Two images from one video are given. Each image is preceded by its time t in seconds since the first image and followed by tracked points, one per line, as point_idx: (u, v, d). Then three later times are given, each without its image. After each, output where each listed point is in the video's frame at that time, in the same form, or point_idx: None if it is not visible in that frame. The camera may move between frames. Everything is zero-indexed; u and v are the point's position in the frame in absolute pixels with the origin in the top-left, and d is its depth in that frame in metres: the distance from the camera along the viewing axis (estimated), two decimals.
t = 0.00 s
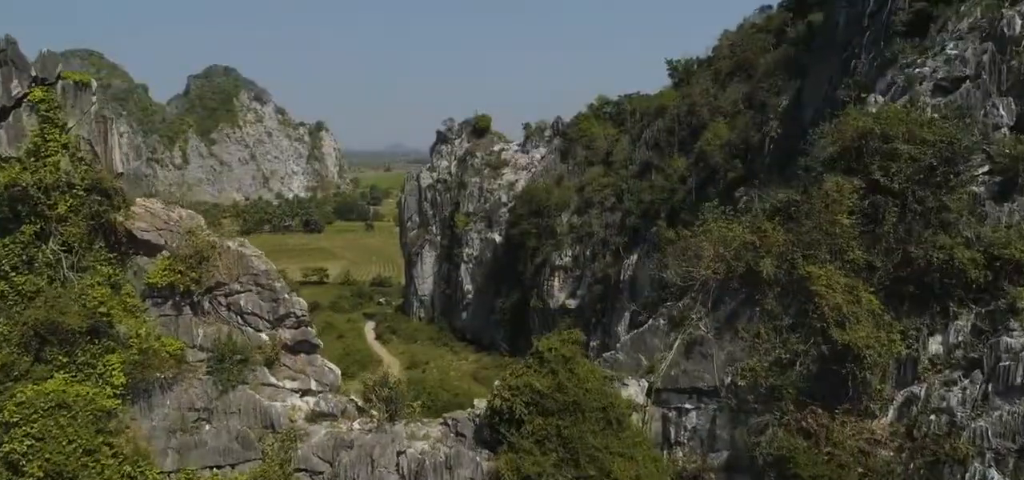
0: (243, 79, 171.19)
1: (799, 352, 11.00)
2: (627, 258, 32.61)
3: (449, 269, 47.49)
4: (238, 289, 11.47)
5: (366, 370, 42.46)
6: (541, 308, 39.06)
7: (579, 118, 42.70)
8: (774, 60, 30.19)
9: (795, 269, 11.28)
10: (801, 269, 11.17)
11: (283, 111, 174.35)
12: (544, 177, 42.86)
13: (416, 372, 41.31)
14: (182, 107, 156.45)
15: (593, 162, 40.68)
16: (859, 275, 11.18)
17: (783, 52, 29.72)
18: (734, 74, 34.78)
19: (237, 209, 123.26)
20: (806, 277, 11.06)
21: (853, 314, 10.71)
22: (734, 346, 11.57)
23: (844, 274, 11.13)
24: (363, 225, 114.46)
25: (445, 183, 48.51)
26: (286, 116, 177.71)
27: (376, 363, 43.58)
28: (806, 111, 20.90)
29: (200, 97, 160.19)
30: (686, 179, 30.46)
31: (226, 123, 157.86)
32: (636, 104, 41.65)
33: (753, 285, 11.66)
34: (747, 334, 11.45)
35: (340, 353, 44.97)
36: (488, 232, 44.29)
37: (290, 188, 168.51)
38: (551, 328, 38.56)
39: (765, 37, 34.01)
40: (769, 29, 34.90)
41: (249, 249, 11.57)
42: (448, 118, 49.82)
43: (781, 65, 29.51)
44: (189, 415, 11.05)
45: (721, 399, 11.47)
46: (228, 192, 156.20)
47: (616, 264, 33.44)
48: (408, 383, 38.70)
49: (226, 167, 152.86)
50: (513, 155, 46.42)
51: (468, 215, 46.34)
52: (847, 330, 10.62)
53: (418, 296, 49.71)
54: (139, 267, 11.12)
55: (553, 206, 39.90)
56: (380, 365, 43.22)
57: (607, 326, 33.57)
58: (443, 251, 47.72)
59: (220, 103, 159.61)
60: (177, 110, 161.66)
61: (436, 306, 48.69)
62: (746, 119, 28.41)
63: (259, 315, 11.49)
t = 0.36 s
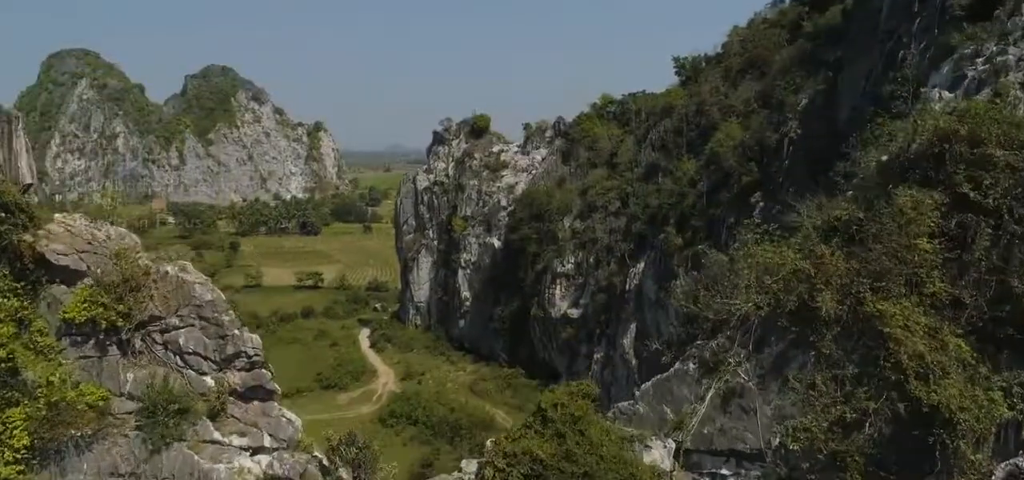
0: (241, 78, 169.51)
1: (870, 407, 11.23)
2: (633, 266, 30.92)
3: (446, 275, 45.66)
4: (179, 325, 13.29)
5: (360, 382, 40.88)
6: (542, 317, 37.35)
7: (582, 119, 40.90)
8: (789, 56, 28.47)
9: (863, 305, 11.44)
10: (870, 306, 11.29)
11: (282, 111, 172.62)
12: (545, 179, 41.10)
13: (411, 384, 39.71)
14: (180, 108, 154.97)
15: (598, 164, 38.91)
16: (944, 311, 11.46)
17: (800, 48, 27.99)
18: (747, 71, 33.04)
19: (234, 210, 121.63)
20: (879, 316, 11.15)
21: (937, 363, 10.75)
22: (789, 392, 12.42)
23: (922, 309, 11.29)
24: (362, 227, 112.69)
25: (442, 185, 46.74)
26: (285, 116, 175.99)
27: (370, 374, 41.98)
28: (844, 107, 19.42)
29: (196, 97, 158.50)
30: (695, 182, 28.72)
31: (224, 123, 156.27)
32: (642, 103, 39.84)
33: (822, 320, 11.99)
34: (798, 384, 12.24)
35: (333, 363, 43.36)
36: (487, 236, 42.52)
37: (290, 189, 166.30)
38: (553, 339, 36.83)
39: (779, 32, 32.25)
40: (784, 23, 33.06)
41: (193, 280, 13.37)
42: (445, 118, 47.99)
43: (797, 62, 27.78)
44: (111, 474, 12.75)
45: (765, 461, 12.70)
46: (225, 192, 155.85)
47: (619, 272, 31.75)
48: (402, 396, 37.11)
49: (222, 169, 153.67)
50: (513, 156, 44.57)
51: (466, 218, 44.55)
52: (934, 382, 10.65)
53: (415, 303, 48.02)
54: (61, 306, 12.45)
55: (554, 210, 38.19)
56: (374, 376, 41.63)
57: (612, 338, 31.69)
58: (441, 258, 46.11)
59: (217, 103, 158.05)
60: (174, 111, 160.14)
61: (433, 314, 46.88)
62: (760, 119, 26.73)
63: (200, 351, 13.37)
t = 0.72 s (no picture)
0: (238, 78, 167.93)
1: None
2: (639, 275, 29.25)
3: (442, 281, 43.91)
4: (89, 380, 11.96)
5: (352, 393, 39.08)
6: (543, 327, 35.65)
7: (582, 119, 39.26)
8: (804, 52, 26.76)
9: (969, 363, 10.10)
10: (983, 370, 9.83)
11: (280, 111, 170.94)
12: (545, 182, 39.36)
13: (406, 396, 37.96)
14: (176, 108, 153.55)
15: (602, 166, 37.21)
16: None
17: (817, 44, 26.27)
18: (759, 69, 31.31)
19: (229, 211, 120.09)
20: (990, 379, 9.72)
21: None
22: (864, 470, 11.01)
23: None
24: (359, 229, 111.07)
25: (439, 188, 45.00)
26: (283, 116, 174.34)
27: (363, 385, 40.25)
28: (879, 111, 19.28)
29: (193, 97, 157.31)
30: (705, 186, 27.00)
31: (220, 123, 154.71)
32: (647, 102, 38.10)
33: (908, 384, 10.86)
34: (878, 462, 10.87)
35: (325, 374, 41.58)
36: (485, 242, 40.93)
37: (287, 190, 163.38)
38: (555, 350, 35.13)
39: (793, 27, 30.53)
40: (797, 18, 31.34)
41: (106, 324, 12.08)
42: (442, 118, 46.24)
43: (814, 59, 26.08)
44: None
45: None
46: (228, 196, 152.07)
47: (624, 281, 30.06)
48: (396, 410, 35.39)
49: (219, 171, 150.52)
50: (512, 158, 42.81)
51: (463, 223, 42.80)
52: None
53: (410, 311, 46.33)
54: None
55: (555, 215, 36.48)
56: (367, 387, 39.89)
57: (616, 351, 29.99)
58: (437, 264, 44.54)
59: (214, 103, 156.60)
60: (171, 111, 158.72)
61: (430, 322, 45.13)
62: (775, 119, 25.03)
63: (116, 411, 12.02)
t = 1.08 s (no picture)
0: (236, 78, 166.23)
1: None
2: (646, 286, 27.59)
3: (439, 288, 42.25)
4: None
5: (344, 407, 37.36)
6: (543, 339, 33.98)
7: (584, 120, 37.56)
8: (823, 49, 25.05)
9: None
10: None
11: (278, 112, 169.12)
12: (546, 186, 37.64)
13: (400, 410, 36.30)
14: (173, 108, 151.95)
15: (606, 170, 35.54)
16: None
17: (836, 42, 24.58)
18: (772, 67, 29.59)
19: (226, 212, 118.31)
20: None
21: None
22: None
23: None
24: (356, 231, 109.14)
25: (435, 191, 43.28)
26: (282, 116, 172.51)
27: (356, 398, 38.51)
28: (929, 112, 17.58)
29: (191, 97, 155.81)
30: (716, 191, 25.34)
31: (217, 123, 153.03)
32: (652, 103, 36.35)
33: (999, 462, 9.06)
34: None
35: (316, 386, 39.84)
36: (483, 248, 39.23)
37: (286, 191, 160.13)
38: (556, 363, 33.47)
39: (808, 22, 28.81)
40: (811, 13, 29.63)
41: None
42: (439, 119, 44.51)
43: (834, 57, 24.39)
44: None
45: None
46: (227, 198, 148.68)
47: (630, 292, 28.39)
48: (389, 425, 33.73)
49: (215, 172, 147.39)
50: (512, 161, 41.08)
51: (461, 228, 41.09)
52: None
53: (405, 319, 44.67)
54: None
55: (557, 221, 34.82)
56: (360, 400, 38.16)
57: (621, 366, 28.36)
58: (434, 270, 42.86)
59: (212, 103, 155.01)
60: (167, 112, 157.22)
61: (426, 331, 43.41)
62: (793, 121, 23.28)
63: None
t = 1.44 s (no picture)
0: (233, 78, 164.62)
1: None
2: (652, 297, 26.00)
3: (435, 296, 40.66)
4: None
5: (335, 421, 35.72)
6: (543, 351, 32.40)
7: (586, 121, 35.96)
8: (842, 46, 23.41)
9: None
10: None
11: (276, 112, 167.43)
12: (547, 191, 36.02)
13: (394, 425, 34.68)
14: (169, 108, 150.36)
15: (609, 174, 33.92)
16: None
17: (857, 38, 22.94)
18: (785, 65, 27.97)
19: (221, 213, 116.65)
20: None
21: None
22: None
23: None
24: (354, 233, 107.38)
25: (432, 195, 41.67)
26: (280, 117, 170.80)
27: (348, 411, 36.88)
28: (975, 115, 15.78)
29: (188, 97, 154.17)
30: (727, 197, 23.73)
31: (214, 124, 151.39)
32: (658, 103, 34.71)
33: None
34: None
35: (307, 398, 38.22)
36: (480, 255, 37.62)
37: (283, 192, 156.80)
38: (556, 376, 31.86)
39: (823, 18, 27.24)
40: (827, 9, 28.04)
41: None
42: (435, 120, 42.90)
43: (855, 54, 22.76)
44: None
45: None
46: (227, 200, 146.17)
47: (635, 305, 26.78)
48: (383, 442, 32.12)
49: (213, 173, 145.48)
50: (511, 164, 39.46)
51: (457, 234, 39.47)
52: None
53: (400, 328, 43.02)
54: None
55: (557, 227, 33.24)
56: (352, 413, 36.52)
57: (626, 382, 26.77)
58: (430, 277, 41.24)
59: (209, 103, 153.45)
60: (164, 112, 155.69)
61: (421, 340, 41.79)
62: (812, 122, 21.66)
63: None
